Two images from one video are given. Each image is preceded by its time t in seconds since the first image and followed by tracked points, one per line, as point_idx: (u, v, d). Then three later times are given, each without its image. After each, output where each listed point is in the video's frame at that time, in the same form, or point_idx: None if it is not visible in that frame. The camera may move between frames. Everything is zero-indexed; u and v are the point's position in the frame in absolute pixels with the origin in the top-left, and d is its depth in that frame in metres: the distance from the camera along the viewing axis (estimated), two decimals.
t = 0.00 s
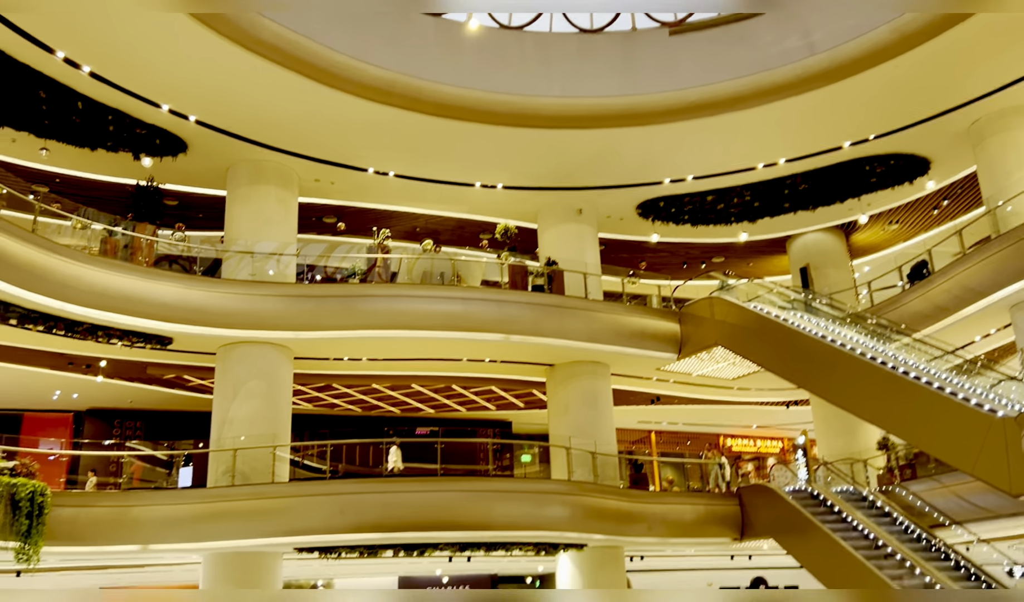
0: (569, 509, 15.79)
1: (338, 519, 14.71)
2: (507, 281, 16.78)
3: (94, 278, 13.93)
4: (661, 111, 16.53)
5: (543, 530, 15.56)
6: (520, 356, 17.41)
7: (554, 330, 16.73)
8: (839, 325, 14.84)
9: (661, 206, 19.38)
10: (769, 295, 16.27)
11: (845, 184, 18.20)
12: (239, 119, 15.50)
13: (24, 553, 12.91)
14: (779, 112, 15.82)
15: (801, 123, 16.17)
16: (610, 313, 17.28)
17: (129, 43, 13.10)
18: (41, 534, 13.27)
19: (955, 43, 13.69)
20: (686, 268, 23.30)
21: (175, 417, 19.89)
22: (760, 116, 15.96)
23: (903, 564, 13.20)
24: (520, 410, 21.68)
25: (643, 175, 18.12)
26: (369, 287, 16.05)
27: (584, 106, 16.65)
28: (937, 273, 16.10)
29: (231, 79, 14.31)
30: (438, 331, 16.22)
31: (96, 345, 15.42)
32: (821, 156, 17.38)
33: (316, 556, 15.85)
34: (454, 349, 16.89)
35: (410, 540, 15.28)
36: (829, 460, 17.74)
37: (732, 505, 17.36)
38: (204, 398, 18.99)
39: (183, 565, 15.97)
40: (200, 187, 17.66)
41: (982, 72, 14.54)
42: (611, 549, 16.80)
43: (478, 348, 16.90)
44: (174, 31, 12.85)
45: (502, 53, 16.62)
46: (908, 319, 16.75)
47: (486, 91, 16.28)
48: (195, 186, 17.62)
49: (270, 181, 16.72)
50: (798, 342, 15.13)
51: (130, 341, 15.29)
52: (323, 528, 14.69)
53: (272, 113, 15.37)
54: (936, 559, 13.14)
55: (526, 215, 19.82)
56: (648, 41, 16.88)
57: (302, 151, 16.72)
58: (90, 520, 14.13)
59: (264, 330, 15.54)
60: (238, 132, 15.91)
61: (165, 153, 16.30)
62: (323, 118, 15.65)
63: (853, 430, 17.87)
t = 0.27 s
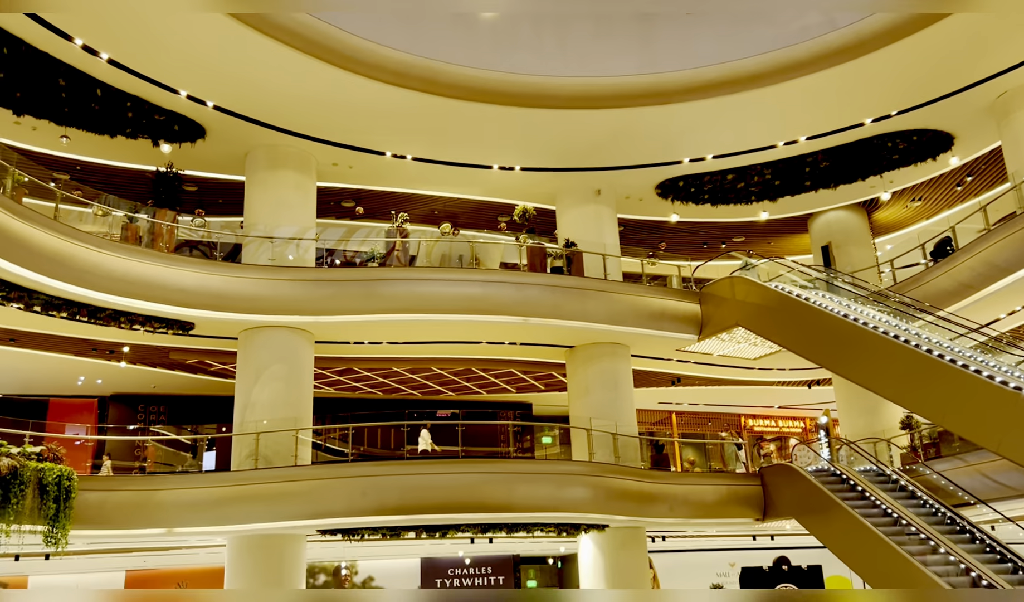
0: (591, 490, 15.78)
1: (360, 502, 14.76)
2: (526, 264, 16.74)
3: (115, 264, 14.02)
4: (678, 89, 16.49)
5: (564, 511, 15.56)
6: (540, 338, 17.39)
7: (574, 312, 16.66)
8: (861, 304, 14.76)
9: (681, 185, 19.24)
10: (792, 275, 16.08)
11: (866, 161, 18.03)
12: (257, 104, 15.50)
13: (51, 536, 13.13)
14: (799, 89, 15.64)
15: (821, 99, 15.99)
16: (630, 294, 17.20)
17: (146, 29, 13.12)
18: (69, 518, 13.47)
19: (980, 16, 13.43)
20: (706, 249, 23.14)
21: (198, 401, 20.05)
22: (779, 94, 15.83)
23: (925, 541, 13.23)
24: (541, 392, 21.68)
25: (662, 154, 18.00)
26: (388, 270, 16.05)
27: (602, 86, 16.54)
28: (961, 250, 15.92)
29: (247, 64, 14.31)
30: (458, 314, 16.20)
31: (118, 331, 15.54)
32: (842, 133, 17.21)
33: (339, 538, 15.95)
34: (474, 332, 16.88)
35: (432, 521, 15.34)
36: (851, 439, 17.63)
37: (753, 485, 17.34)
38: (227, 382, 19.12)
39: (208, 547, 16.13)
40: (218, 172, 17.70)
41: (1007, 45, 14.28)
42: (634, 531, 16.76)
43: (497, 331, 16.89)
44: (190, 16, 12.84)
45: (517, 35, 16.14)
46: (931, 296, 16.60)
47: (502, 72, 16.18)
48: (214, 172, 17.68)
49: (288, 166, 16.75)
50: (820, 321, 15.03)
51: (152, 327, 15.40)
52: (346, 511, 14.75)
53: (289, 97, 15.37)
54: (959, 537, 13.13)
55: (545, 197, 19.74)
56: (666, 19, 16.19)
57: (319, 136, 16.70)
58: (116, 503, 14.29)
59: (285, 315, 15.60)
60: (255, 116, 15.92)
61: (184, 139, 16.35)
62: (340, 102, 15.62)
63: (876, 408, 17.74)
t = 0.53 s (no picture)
0: (614, 477, 15.77)
1: (385, 489, 14.85)
2: (547, 251, 16.70)
3: (140, 256, 14.17)
4: (698, 72, 16.39)
5: (587, 497, 15.56)
6: (562, 325, 17.38)
7: (596, 298, 16.63)
8: (886, 287, 14.57)
9: (703, 170, 19.09)
10: (815, 259, 15.95)
11: (891, 142, 17.81)
12: (277, 94, 15.57)
13: (82, 525, 13.37)
14: (821, 70, 15.46)
15: (843, 81, 15.80)
16: (651, 280, 17.13)
17: (168, 21, 13.20)
18: (98, 507, 13.69)
19: None
20: (729, 234, 22.99)
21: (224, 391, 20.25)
22: (800, 76, 15.66)
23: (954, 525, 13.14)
24: (563, 379, 21.70)
25: (683, 139, 17.90)
26: (409, 259, 16.10)
27: (621, 71, 16.46)
28: (989, 232, 15.66)
29: (266, 53, 14.35)
30: (479, 301, 16.21)
31: (144, 322, 15.70)
32: (866, 115, 17.01)
33: (364, 525, 16.08)
34: (496, 319, 16.90)
35: (457, 508, 15.42)
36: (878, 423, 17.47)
37: (778, 470, 17.29)
38: (252, 372, 19.29)
39: (236, 535, 16.32)
40: (241, 163, 17.81)
41: None
42: (658, 517, 16.74)
43: (518, 318, 16.90)
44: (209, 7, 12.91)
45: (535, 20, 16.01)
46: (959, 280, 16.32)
47: (521, 58, 16.15)
48: (237, 162, 17.77)
49: (309, 156, 16.79)
50: (844, 305, 14.92)
51: (178, 317, 15.55)
52: (371, 499, 14.84)
53: (309, 88, 15.41)
54: (988, 520, 13.04)
55: (565, 183, 19.68)
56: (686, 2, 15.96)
57: (340, 125, 16.75)
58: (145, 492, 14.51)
59: (307, 305, 15.68)
60: (276, 107, 16.00)
61: (206, 131, 16.45)
62: (360, 91, 15.64)
63: (903, 392, 17.57)
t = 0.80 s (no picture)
0: (658, 464, 15.70)
1: (429, 476, 14.98)
2: (588, 239, 16.64)
3: (188, 249, 14.46)
4: (738, 54, 16.15)
5: (632, 484, 15.53)
6: (603, 313, 17.35)
7: (637, 285, 16.54)
8: (936, 270, 14.28)
9: (745, 154, 18.85)
10: (860, 243, 15.89)
11: (939, 122, 17.47)
12: (318, 86, 15.73)
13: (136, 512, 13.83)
14: (866, 48, 15.16)
15: (890, 59, 15.48)
16: (694, 266, 16.95)
17: (211, 16, 13.41)
18: (152, 494, 14.09)
19: None
20: (773, 218, 22.68)
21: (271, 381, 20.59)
22: (845, 56, 15.37)
23: (1009, 513, 12.92)
24: (606, 366, 21.67)
25: (725, 122, 17.70)
26: (450, 249, 16.16)
27: (660, 55, 16.33)
28: None
29: (307, 45, 14.50)
30: (521, 289, 16.24)
31: (193, 314, 16.04)
32: (913, 94, 16.64)
33: (410, 511, 16.27)
34: (538, 307, 16.91)
35: (501, 495, 15.50)
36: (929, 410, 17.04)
37: (826, 457, 17.16)
38: (298, 362, 19.59)
39: (284, 522, 16.63)
40: (284, 157, 17.99)
41: None
42: (701, 503, 16.71)
43: (559, 306, 16.89)
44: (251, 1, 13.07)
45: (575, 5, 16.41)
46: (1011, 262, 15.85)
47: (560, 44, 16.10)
48: (281, 156, 17.98)
49: (350, 147, 16.90)
50: (893, 289, 14.66)
51: (225, 308, 15.85)
52: (416, 486, 14.98)
53: (350, 79, 15.54)
54: None
55: (605, 170, 19.59)
56: None
57: (381, 116, 16.86)
58: (196, 480, 14.89)
59: (350, 295, 15.84)
60: (318, 99, 16.17)
61: (250, 125, 16.68)
62: (400, 81, 15.73)
63: (955, 376, 17.19)
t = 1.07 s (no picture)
0: (693, 455, 15.61)
1: (463, 469, 15.01)
2: (618, 230, 16.56)
3: (222, 246, 14.63)
4: (770, 40, 15.96)
5: (666, 476, 15.46)
6: (635, 304, 17.27)
7: (669, 276, 16.44)
8: (975, 257, 14.04)
9: (778, 142, 18.65)
10: (898, 230, 15.50)
11: (977, 106, 17.05)
12: (348, 82, 15.82)
13: (176, 507, 14.06)
14: (900, 32, 14.91)
15: (925, 42, 15.20)
16: (726, 256, 16.82)
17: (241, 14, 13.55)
18: (191, 489, 14.32)
19: None
20: (806, 206, 22.41)
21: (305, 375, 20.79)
22: (878, 40, 15.13)
23: None
24: (637, 358, 21.59)
25: (756, 110, 17.53)
26: (480, 242, 16.17)
27: (689, 43, 16.20)
28: None
29: (336, 41, 14.59)
30: (552, 282, 16.21)
31: (228, 310, 16.21)
32: (949, 77, 16.35)
33: (444, 504, 16.35)
34: (569, 299, 16.87)
35: (534, 488, 15.51)
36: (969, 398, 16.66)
37: (863, 447, 16.93)
38: (331, 357, 19.74)
39: (321, 516, 16.77)
40: (315, 152, 18.17)
41: None
42: (737, 495, 16.63)
43: (591, 297, 16.83)
44: None
45: None
46: None
47: (588, 35, 16.03)
48: (311, 152, 18.14)
49: (380, 142, 16.94)
50: (930, 276, 14.41)
51: (259, 305, 16.00)
52: (450, 478, 15.01)
53: (379, 74, 15.61)
54: None
55: (634, 160, 19.48)
56: None
57: (410, 111, 16.91)
58: (233, 475, 15.09)
59: (382, 290, 15.92)
60: (347, 95, 16.27)
61: (281, 122, 16.85)
62: (430, 75, 15.77)
63: (995, 365, 16.87)
